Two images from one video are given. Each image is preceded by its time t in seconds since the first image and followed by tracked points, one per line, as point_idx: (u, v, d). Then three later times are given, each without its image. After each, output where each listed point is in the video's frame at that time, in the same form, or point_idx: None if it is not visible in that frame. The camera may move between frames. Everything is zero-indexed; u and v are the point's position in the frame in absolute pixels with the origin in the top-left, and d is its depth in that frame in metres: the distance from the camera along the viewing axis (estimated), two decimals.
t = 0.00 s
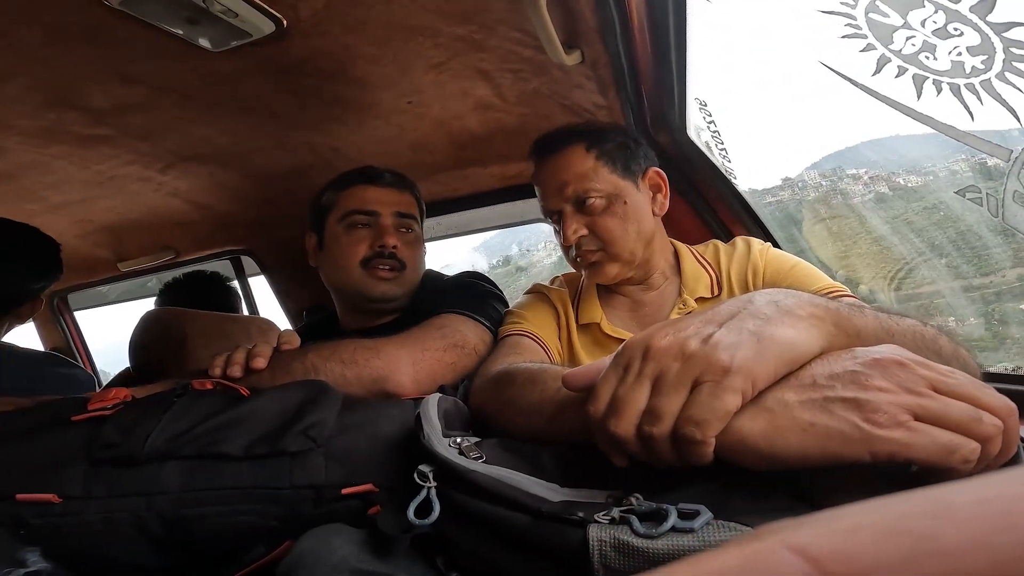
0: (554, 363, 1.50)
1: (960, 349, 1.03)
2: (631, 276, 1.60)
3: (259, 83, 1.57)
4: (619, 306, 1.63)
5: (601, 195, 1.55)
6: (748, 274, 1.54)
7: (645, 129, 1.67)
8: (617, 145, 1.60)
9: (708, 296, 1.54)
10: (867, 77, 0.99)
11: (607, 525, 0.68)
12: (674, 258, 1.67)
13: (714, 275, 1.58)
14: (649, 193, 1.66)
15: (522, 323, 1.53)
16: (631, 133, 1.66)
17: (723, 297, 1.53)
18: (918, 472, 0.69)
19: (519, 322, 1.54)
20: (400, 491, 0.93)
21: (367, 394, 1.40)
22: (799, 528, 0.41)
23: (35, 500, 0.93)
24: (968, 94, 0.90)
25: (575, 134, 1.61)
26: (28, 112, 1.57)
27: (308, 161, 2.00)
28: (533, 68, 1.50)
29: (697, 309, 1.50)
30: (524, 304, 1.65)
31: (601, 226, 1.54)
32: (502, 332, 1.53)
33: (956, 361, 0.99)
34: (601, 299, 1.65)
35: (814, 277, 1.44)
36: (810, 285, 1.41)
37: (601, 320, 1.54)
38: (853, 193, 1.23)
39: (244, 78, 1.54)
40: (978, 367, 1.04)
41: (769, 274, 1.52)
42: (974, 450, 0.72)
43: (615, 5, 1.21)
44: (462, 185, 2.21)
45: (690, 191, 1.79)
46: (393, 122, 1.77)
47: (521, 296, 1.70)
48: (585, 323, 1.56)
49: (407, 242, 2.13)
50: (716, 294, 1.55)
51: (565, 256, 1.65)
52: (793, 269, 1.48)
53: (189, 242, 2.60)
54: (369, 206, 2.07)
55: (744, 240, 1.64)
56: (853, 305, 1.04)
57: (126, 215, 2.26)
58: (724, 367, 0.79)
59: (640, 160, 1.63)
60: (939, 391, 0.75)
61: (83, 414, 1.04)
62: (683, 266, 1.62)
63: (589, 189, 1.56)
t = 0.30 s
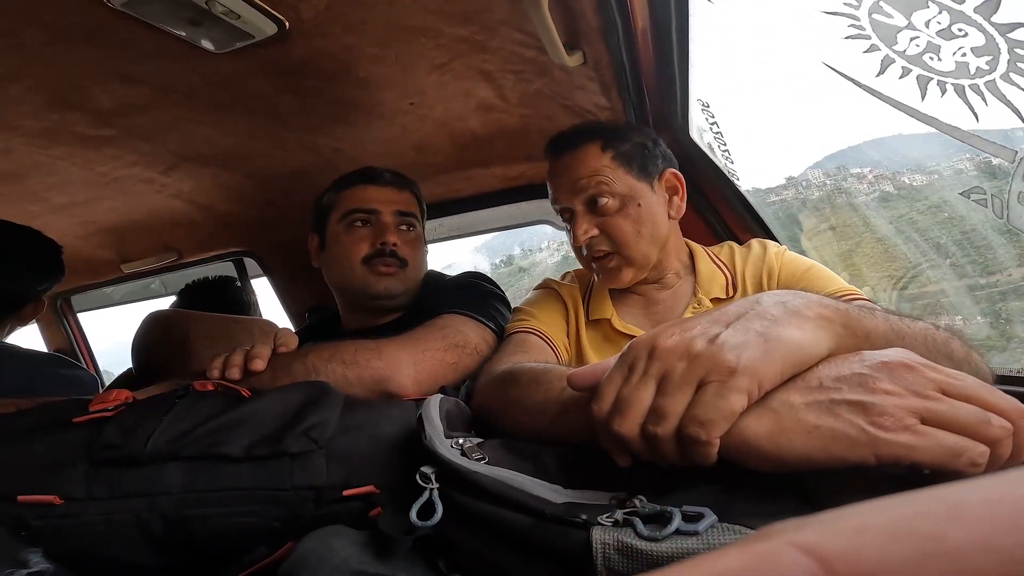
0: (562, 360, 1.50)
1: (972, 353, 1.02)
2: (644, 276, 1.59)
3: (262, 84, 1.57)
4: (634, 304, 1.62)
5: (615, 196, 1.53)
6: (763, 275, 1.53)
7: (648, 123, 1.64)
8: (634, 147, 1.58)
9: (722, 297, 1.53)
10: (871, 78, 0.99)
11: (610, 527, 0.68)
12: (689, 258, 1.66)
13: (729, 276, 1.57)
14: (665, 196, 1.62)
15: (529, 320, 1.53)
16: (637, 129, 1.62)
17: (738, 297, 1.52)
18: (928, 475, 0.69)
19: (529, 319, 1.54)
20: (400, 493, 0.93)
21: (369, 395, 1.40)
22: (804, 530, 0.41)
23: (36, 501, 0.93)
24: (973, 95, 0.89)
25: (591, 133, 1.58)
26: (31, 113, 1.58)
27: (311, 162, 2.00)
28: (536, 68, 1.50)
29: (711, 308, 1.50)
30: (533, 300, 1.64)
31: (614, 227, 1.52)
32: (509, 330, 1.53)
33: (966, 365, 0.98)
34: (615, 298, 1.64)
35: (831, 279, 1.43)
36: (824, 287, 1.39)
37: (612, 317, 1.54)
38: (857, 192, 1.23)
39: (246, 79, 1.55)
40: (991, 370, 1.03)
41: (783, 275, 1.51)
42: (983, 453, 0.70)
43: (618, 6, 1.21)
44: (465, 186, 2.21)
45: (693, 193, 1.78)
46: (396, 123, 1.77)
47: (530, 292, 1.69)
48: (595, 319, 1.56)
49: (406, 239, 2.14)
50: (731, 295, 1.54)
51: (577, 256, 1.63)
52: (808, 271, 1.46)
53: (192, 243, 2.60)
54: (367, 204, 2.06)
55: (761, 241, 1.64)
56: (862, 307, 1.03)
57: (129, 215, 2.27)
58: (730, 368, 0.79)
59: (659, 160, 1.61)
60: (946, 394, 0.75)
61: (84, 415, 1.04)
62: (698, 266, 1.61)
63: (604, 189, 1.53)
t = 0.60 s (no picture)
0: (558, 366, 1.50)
1: (971, 353, 1.02)
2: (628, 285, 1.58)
3: (264, 85, 1.57)
4: (624, 312, 1.62)
5: (592, 212, 1.53)
6: (752, 277, 1.52)
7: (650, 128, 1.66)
8: (611, 156, 1.59)
9: (713, 300, 1.53)
10: (874, 79, 0.99)
11: (610, 530, 0.67)
12: (678, 262, 1.65)
13: (719, 278, 1.57)
14: (643, 208, 1.61)
15: (524, 328, 1.54)
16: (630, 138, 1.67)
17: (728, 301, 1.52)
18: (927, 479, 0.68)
19: (525, 327, 1.54)
20: (401, 495, 0.93)
21: (368, 396, 1.39)
22: (807, 535, 0.41)
23: (34, 501, 0.93)
24: (976, 95, 0.90)
25: (568, 147, 1.59)
26: (34, 113, 1.58)
27: (312, 164, 2.00)
28: (538, 70, 1.50)
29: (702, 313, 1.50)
30: (528, 308, 1.65)
31: (592, 243, 1.52)
32: (507, 336, 1.53)
33: (965, 365, 0.98)
34: (606, 305, 1.65)
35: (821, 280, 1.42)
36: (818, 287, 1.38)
37: (605, 325, 1.54)
38: (861, 192, 1.23)
39: (248, 80, 1.55)
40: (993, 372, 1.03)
41: (774, 277, 1.50)
42: (984, 456, 0.69)
43: (619, 8, 1.21)
44: (466, 188, 2.21)
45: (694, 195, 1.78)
46: (398, 124, 1.77)
47: (525, 301, 1.71)
48: (589, 329, 1.55)
49: (405, 241, 2.13)
50: (722, 297, 1.54)
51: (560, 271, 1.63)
52: (799, 271, 1.46)
53: (194, 244, 2.61)
54: (365, 206, 2.06)
55: (748, 241, 1.63)
56: (862, 309, 1.03)
57: (132, 216, 2.27)
58: (729, 370, 0.78)
59: (635, 171, 1.61)
60: (947, 397, 0.74)
61: (84, 415, 1.04)
62: (687, 269, 1.61)
63: (579, 205, 1.53)
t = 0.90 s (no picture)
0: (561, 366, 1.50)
1: (971, 353, 1.02)
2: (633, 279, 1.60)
3: (266, 86, 1.57)
4: (627, 309, 1.63)
5: (604, 199, 1.58)
6: (758, 278, 1.52)
7: (651, 131, 1.66)
8: (623, 149, 1.62)
9: (717, 300, 1.54)
10: (875, 79, 1.01)
11: (611, 529, 0.68)
12: (683, 261, 1.66)
13: (724, 279, 1.57)
14: (654, 199, 1.67)
15: (527, 326, 1.53)
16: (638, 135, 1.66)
17: (732, 301, 1.52)
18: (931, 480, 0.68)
19: (528, 325, 1.54)
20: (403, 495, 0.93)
21: (371, 396, 1.40)
22: (811, 534, 0.41)
23: (38, 501, 0.94)
24: (977, 96, 0.95)
25: (582, 139, 1.63)
26: (37, 114, 1.58)
27: (314, 164, 2.01)
28: (539, 70, 1.50)
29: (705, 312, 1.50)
30: (531, 306, 1.64)
31: (604, 228, 1.56)
32: (509, 336, 1.53)
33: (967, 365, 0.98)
34: (609, 301, 1.66)
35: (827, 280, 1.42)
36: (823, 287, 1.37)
37: (609, 322, 1.54)
38: (865, 190, 1.23)
39: (250, 81, 1.55)
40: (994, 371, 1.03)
41: (779, 277, 1.50)
42: (988, 453, 0.68)
43: (621, 8, 1.21)
44: (467, 188, 2.21)
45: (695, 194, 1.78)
46: (400, 125, 1.77)
47: (528, 299, 1.69)
48: (593, 326, 1.56)
49: (413, 244, 2.14)
50: (726, 298, 1.54)
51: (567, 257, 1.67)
52: (804, 274, 1.46)
53: (196, 244, 2.61)
54: (377, 207, 2.07)
55: (755, 243, 1.63)
56: (864, 309, 1.03)
57: (134, 216, 2.28)
58: (731, 370, 0.79)
59: (647, 163, 1.64)
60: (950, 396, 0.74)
61: (89, 415, 1.05)
62: (692, 269, 1.61)
63: (593, 192, 1.58)
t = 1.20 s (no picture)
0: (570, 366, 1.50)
1: (982, 356, 1.01)
2: (640, 277, 1.60)
3: (269, 87, 1.58)
4: (636, 307, 1.63)
5: (608, 193, 1.57)
6: (769, 279, 1.52)
7: (656, 127, 1.64)
8: (632, 146, 1.60)
9: (727, 300, 1.53)
10: (878, 78, 1.00)
11: (614, 529, 0.67)
12: (694, 262, 1.66)
13: (734, 280, 1.56)
14: (661, 195, 1.64)
15: (535, 324, 1.53)
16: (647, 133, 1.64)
17: (742, 301, 1.51)
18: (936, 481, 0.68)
19: (535, 323, 1.53)
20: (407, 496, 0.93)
21: (374, 397, 1.40)
22: (813, 536, 0.41)
23: (43, 501, 0.94)
24: (982, 95, 0.92)
25: (589, 136, 1.62)
26: (42, 115, 1.59)
27: (318, 165, 2.01)
28: (542, 71, 1.50)
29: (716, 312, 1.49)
30: (540, 305, 1.63)
31: (606, 223, 1.56)
32: (515, 334, 1.52)
33: (976, 368, 0.97)
34: (618, 299, 1.66)
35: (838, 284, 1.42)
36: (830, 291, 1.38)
37: (618, 321, 1.54)
38: (869, 190, 1.23)
39: (254, 82, 1.56)
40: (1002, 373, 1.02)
41: (790, 279, 1.50)
42: (989, 458, 0.68)
43: (624, 9, 1.21)
44: (471, 189, 2.21)
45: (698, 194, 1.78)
46: (403, 125, 1.77)
47: (537, 296, 1.69)
48: (601, 323, 1.55)
49: (417, 245, 2.14)
50: (736, 298, 1.53)
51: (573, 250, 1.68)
52: (814, 275, 1.45)
53: (200, 246, 2.62)
54: (381, 208, 2.07)
55: (767, 245, 1.63)
56: (870, 310, 1.03)
57: (139, 218, 2.29)
58: (734, 370, 0.79)
59: (656, 161, 1.62)
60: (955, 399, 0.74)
61: (94, 415, 1.05)
62: (703, 270, 1.60)
63: (597, 186, 1.58)
